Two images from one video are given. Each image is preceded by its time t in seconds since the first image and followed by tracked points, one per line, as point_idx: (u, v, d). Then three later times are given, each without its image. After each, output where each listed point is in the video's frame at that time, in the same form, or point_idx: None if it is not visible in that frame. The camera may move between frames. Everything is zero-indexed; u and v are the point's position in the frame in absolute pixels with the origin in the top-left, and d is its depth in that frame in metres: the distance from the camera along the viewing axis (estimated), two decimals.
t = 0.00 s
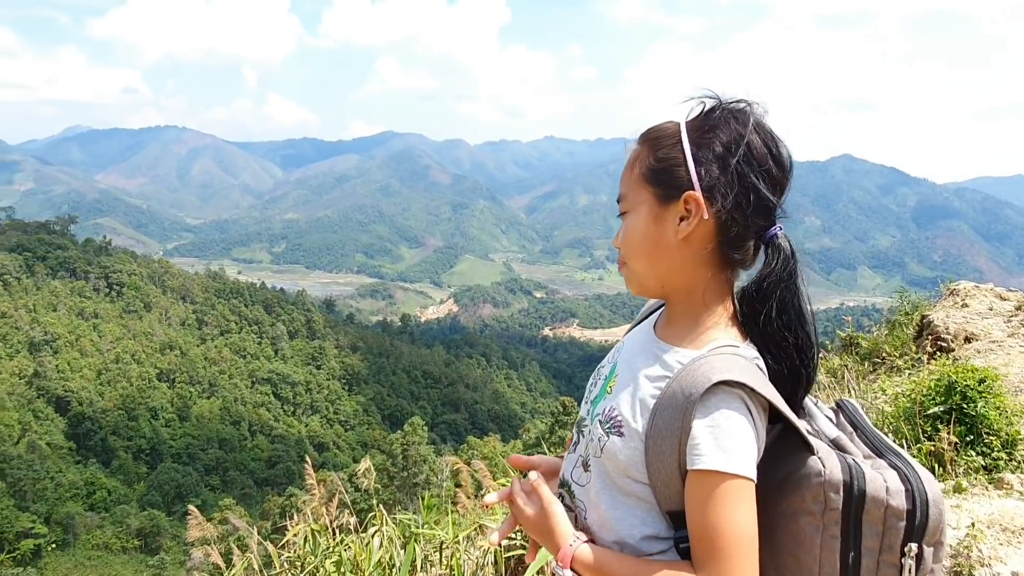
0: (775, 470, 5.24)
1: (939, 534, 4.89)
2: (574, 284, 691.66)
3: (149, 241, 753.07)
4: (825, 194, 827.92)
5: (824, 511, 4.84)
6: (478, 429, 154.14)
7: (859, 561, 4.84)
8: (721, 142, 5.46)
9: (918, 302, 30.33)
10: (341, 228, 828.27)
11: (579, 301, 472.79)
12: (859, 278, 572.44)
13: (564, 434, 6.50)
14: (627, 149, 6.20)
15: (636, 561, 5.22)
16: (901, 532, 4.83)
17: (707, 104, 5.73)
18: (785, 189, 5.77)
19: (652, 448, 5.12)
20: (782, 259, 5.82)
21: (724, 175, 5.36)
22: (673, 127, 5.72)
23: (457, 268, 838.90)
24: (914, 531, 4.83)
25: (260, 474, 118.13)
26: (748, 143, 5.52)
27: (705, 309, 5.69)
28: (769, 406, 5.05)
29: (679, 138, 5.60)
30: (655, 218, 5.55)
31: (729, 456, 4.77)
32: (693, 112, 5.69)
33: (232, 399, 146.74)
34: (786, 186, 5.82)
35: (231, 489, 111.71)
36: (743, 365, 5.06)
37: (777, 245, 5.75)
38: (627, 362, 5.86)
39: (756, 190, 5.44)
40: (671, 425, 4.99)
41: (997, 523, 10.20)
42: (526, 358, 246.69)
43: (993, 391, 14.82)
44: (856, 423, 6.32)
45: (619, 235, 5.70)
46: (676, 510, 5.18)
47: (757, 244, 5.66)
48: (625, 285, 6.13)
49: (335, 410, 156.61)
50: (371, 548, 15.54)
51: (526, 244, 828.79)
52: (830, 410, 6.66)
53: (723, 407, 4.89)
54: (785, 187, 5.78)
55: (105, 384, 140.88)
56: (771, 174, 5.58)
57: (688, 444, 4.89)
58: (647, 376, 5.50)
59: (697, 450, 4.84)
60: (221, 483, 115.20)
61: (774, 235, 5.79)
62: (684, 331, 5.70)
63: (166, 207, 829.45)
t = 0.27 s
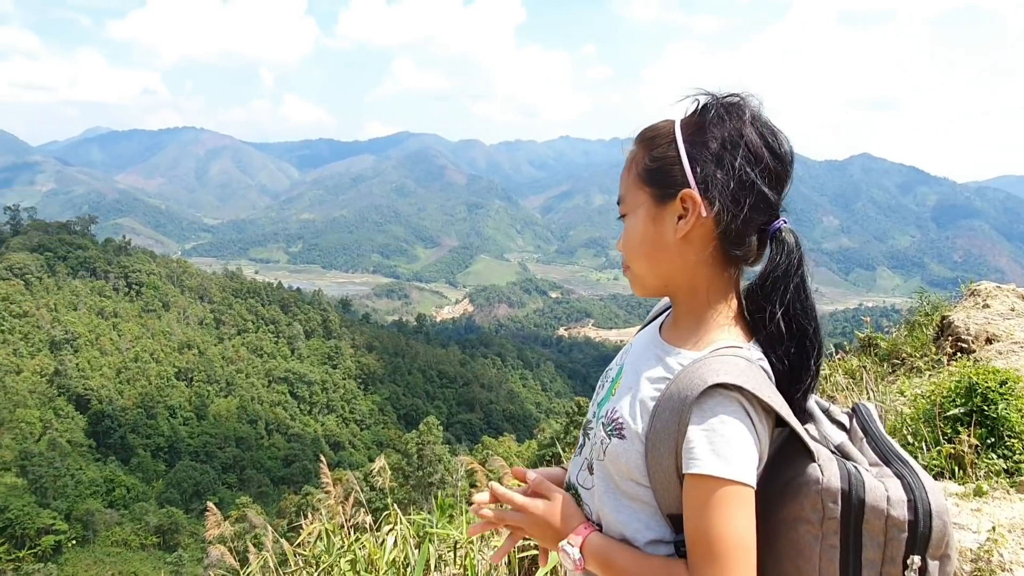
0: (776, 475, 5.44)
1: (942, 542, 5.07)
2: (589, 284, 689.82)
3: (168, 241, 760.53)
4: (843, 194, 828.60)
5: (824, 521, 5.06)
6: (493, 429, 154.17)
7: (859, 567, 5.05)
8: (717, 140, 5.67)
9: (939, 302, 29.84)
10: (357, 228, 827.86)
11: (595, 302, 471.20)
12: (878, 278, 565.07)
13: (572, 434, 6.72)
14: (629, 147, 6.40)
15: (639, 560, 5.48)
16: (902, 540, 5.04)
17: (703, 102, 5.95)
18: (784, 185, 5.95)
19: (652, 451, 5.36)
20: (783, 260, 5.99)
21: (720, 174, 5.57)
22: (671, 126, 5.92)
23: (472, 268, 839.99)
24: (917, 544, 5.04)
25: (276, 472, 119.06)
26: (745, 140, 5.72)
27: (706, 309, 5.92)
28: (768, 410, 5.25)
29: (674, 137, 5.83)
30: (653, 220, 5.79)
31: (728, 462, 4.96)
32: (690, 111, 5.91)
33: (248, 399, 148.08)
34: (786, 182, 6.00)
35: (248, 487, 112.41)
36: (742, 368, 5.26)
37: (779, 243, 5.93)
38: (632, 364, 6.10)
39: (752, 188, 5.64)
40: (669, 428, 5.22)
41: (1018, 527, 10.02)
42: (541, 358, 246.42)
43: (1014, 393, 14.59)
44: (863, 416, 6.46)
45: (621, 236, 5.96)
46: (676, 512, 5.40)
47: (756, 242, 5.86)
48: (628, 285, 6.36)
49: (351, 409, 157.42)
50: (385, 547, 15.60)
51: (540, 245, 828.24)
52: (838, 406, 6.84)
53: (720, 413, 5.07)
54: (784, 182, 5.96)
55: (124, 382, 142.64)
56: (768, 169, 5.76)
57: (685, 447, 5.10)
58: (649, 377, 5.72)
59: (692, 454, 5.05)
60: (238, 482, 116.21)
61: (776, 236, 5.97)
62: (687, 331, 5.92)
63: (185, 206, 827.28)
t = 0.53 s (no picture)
0: (790, 480, 5.34)
1: (956, 554, 5.01)
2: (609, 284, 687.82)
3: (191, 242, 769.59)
4: (867, 193, 828.85)
5: (837, 530, 4.96)
6: (513, 429, 154.31)
7: None
8: (731, 139, 5.59)
9: (966, 303, 29.24)
10: (378, 229, 828.40)
11: (614, 302, 469.50)
12: (903, 278, 556.03)
13: (581, 439, 6.62)
14: (644, 145, 6.35)
15: (649, 566, 5.40)
16: (917, 554, 4.96)
17: (716, 101, 5.89)
18: (800, 187, 5.88)
19: (659, 455, 5.28)
20: (798, 261, 5.89)
21: (733, 172, 5.47)
22: (687, 122, 5.87)
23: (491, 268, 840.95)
24: (933, 555, 4.96)
25: (297, 471, 120.31)
26: (759, 137, 5.61)
27: (718, 312, 5.83)
28: (779, 416, 5.17)
29: (687, 135, 5.79)
30: (665, 218, 5.73)
31: (738, 469, 4.87)
32: (706, 109, 5.84)
33: (270, 398, 149.77)
34: (804, 185, 5.94)
35: (270, 486, 113.54)
36: (753, 372, 5.17)
37: (793, 247, 5.84)
38: (644, 368, 5.99)
39: (766, 188, 5.54)
40: (674, 433, 5.15)
41: None
42: (560, 358, 246.35)
43: None
44: (884, 424, 6.31)
45: (631, 233, 5.92)
46: (685, 520, 5.30)
47: (771, 245, 5.78)
48: (640, 286, 6.33)
49: (371, 408, 158.54)
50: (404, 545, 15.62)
51: (559, 245, 828.16)
52: (855, 414, 6.67)
53: (728, 419, 4.99)
54: (802, 184, 5.84)
55: (149, 381, 144.99)
56: (782, 169, 5.64)
57: (692, 453, 5.04)
58: (658, 381, 5.64)
59: (700, 460, 4.96)
60: (260, 480, 117.59)
61: (792, 237, 5.87)
62: (697, 335, 5.85)
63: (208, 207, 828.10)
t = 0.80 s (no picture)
0: (816, 480, 5.29)
1: (991, 553, 4.91)
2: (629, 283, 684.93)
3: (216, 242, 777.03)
4: (893, 192, 827.65)
5: (867, 529, 4.90)
6: (534, 428, 154.28)
7: None
8: (747, 134, 5.48)
9: (996, 303, 28.60)
10: (399, 228, 828.04)
11: (635, 301, 467.20)
12: (931, 278, 545.52)
13: (599, 441, 6.59)
14: (658, 143, 6.29)
15: (673, 566, 5.37)
16: (952, 550, 4.87)
17: (733, 96, 5.78)
18: (820, 182, 5.75)
19: (683, 457, 5.25)
20: (819, 257, 5.78)
21: (749, 169, 5.37)
22: (701, 118, 5.80)
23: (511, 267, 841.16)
24: (967, 554, 4.87)
25: (319, 469, 121.47)
26: (776, 131, 5.50)
27: (737, 311, 5.79)
28: (806, 414, 5.12)
29: (703, 130, 5.70)
30: (679, 217, 5.70)
31: (766, 470, 4.84)
32: (722, 104, 5.76)
33: (293, 396, 151.41)
34: (825, 179, 5.82)
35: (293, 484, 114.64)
36: (778, 371, 5.13)
37: (816, 242, 5.72)
38: (662, 368, 5.93)
39: (783, 184, 5.45)
40: (702, 433, 5.13)
41: None
42: (581, 358, 245.89)
43: None
44: (905, 423, 6.21)
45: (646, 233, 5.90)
46: (709, 522, 5.28)
47: (791, 242, 5.67)
48: (655, 285, 6.29)
49: (393, 407, 159.46)
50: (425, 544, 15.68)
51: (579, 244, 827.66)
52: (877, 411, 6.57)
53: (755, 418, 4.96)
54: (821, 180, 5.73)
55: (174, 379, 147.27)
56: (799, 162, 5.51)
57: (717, 454, 5.01)
58: (679, 380, 5.60)
59: (726, 460, 4.95)
60: (283, 477, 118.79)
61: (813, 233, 5.77)
62: (717, 332, 5.79)
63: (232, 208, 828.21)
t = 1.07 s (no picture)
0: (831, 482, 5.22)
1: (1007, 567, 4.78)
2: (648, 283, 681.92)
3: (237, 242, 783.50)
4: (917, 190, 828.57)
5: (877, 536, 4.84)
6: (552, 428, 154.46)
7: None
8: (753, 133, 5.40)
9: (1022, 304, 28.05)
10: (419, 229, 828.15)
11: (654, 301, 466.00)
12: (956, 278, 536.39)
13: (613, 442, 6.56)
14: (672, 140, 6.24)
15: (688, 569, 5.32)
16: (966, 561, 4.76)
17: (741, 94, 5.72)
18: (830, 181, 5.66)
19: (698, 457, 5.20)
20: (835, 256, 5.68)
21: (758, 169, 5.34)
22: (712, 115, 5.76)
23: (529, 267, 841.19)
24: (983, 563, 4.77)
25: (339, 468, 122.51)
26: (785, 129, 5.44)
27: (751, 309, 5.72)
28: (823, 414, 5.07)
29: (710, 129, 5.64)
30: (689, 215, 5.66)
31: (783, 469, 4.80)
32: (734, 100, 5.73)
33: (313, 395, 152.89)
34: (838, 178, 5.76)
35: (313, 483, 115.88)
36: (794, 369, 5.08)
37: (832, 240, 5.63)
38: (678, 367, 5.87)
39: (791, 184, 5.37)
40: (716, 433, 5.07)
41: None
42: (599, 358, 245.71)
43: None
44: (928, 430, 6.05)
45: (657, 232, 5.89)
46: (727, 523, 5.23)
47: (805, 240, 5.59)
48: (668, 284, 6.26)
49: (412, 407, 160.47)
50: (442, 544, 15.69)
51: (598, 244, 826.53)
52: (897, 419, 6.44)
53: (771, 416, 4.92)
54: (833, 179, 5.66)
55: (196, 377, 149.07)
56: (809, 160, 5.43)
57: (733, 453, 4.96)
58: (694, 379, 5.54)
59: (743, 459, 4.89)
60: (303, 476, 120.09)
61: (826, 232, 5.68)
62: (731, 331, 5.74)
63: (253, 209, 827.76)
